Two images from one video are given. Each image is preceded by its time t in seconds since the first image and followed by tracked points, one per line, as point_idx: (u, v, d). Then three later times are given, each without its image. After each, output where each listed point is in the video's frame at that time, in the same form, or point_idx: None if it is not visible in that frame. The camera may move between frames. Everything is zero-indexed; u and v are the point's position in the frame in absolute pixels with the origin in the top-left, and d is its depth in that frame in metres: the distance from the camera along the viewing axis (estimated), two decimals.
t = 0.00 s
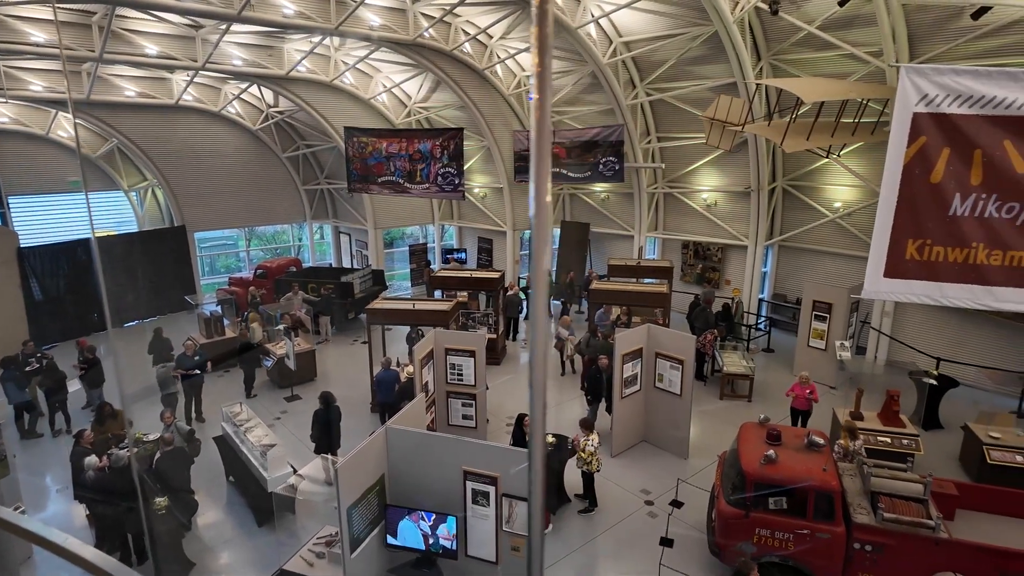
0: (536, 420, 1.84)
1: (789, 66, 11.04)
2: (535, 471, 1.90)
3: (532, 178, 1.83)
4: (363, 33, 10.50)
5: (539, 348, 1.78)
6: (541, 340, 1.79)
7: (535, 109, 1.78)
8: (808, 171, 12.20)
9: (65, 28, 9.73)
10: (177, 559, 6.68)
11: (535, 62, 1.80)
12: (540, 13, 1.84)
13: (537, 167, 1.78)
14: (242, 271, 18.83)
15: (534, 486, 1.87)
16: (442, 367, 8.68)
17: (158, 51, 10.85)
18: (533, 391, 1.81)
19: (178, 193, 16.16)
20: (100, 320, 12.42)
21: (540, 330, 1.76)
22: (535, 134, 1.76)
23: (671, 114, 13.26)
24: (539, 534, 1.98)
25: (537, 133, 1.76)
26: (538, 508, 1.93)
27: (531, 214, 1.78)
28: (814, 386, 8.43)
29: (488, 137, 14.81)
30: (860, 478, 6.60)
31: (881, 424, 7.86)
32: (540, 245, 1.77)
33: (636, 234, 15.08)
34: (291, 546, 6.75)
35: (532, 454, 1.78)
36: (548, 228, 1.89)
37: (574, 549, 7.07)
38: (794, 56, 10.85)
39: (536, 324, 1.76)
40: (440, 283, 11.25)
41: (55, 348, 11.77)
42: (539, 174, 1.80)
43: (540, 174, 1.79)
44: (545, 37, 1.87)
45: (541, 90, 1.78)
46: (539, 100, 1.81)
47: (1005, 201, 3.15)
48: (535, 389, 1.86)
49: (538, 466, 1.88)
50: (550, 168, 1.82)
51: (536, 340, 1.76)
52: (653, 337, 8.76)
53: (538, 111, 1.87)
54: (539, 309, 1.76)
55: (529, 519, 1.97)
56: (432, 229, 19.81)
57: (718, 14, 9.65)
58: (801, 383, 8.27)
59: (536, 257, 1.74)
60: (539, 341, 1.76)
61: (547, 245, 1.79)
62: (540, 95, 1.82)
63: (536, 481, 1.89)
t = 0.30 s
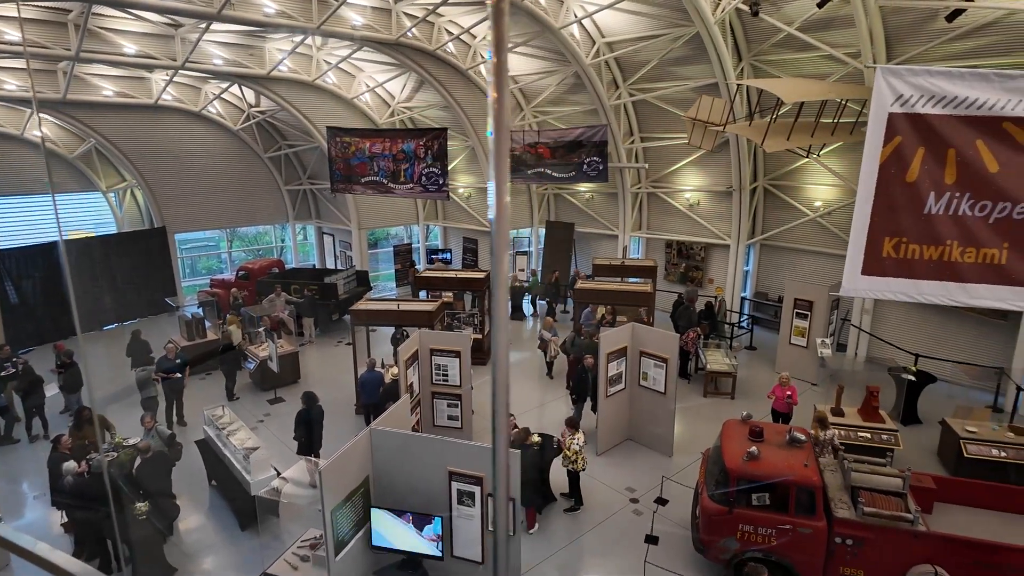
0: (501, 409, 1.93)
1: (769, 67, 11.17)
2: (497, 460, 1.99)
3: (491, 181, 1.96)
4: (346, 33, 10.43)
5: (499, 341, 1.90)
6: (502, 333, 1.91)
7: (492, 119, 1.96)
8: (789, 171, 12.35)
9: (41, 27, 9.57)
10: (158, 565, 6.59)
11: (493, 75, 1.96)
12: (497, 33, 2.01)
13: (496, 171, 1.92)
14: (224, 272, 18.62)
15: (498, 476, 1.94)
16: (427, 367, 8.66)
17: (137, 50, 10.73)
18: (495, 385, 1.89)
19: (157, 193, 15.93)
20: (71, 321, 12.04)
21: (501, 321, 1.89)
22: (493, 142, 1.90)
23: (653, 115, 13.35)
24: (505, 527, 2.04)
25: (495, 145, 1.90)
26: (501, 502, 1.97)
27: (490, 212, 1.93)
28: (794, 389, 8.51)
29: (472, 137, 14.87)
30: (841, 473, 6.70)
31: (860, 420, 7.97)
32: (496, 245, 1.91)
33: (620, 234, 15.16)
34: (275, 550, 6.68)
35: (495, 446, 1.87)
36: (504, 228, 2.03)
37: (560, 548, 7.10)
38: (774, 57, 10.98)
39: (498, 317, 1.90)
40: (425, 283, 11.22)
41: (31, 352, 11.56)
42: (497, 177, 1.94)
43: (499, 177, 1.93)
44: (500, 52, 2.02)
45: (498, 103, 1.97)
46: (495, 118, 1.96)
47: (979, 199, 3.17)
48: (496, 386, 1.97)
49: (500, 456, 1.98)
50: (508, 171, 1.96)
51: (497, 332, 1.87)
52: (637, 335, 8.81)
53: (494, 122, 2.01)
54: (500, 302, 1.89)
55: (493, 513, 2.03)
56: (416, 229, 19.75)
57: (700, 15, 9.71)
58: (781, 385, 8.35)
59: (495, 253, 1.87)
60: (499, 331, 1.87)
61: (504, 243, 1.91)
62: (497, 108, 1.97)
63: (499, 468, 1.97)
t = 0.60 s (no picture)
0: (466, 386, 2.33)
1: (749, 68, 11.30)
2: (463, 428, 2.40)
3: (456, 195, 2.32)
4: (326, 31, 10.34)
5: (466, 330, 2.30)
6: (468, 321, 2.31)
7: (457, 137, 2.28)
8: (769, 171, 12.48)
9: (12, 25, 9.38)
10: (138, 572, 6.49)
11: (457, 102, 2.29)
12: (457, 63, 2.29)
13: (463, 187, 2.28)
14: (204, 274, 18.37)
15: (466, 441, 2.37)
16: (411, 368, 8.62)
17: (112, 48, 10.60)
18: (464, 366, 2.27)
19: (136, 194, 15.66)
20: (46, 325, 11.71)
21: (468, 312, 2.30)
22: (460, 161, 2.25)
23: (636, 116, 13.44)
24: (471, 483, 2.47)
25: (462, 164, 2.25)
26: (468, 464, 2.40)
27: (459, 221, 2.28)
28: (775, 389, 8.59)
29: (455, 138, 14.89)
30: (821, 469, 6.79)
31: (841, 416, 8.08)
32: (464, 250, 2.27)
33: (604, 233, 15.22)
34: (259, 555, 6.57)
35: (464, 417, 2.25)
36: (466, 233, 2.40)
37: (546, 546, 7.13)
38: (754, 58, 11.10)
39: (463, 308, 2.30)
40: (409, 284, 11.18)
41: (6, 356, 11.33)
42: (463, 190, 2.29)
43: (465, 190, 2.30)
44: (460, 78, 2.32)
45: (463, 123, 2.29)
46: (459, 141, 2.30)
47: (952, 198, 3.22)
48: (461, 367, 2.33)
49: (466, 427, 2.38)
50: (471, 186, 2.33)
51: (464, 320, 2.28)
52: (620, 334, 8.85)
53: (457, 141, 2.33)
54: (465, 298, 2.30)
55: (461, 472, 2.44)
56: (400, 230, 19.65)
57: (681, 17, 9.79)
58: (763, 386, 8.42)
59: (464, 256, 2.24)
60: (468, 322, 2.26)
61: (468, 249, 2.28)
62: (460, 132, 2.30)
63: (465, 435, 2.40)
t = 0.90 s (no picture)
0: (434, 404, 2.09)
1: (728, 69, 11.42)
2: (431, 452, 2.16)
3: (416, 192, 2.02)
4: (306, 31, 10.24)
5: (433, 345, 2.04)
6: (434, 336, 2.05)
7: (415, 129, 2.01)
8: (748, 170, 12.63)
9: None
10: None
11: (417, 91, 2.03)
12: (418, 46, 2.04)
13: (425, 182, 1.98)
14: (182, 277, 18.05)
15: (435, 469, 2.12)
16: (394, 369, 8.57)
17: (86, 46, 10.42)
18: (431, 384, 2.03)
19: (111, 195, 15.37)
20: (17, 329, 11.44)
21: (433, 322, 2.03)
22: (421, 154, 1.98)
23: (617, 116, 13.52)
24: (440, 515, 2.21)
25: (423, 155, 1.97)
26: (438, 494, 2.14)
27: (420, 221, 1.97)
28: (757, 391, 8.35)
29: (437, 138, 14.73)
30: (800, 464, 6.89)
31: (819, 412, 8.18)
32: (427, 255, 1.98)
33: (586, 233, 15.29)
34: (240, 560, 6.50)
35: (432, 441, 2.02)
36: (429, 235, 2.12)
37: (529, 546, 7.14)
38: (733, 59, 11.23)
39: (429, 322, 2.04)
40: (391, 284, 11.12)
41: None
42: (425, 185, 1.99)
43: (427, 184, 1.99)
44: (420, 62, 2.05)
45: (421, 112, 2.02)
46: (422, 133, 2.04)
47: (924, 197, 3.28)
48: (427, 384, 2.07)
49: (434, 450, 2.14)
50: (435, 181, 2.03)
51: (429, 333, 2.03)
52: (603, 333, 8.89)
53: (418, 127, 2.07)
54: (430, 305, 2.02)
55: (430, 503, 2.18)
56: (382, 230, 19.55)
57: (661, 18, 9.86)
58: (748, 388, 8.08)
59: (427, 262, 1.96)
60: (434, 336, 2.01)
61: (432, 247, 1.99)
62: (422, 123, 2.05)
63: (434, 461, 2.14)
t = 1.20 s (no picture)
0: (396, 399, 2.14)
1: (705, 69, 11.55)
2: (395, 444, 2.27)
3: (376, 193, 2.13)
4: (283, 29, 10.13)
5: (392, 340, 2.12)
6: (394, 332, 2.13)
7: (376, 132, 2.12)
8: (727, 170, 12.78)
9: None
10: None
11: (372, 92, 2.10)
12: (375, 51, 2.15)
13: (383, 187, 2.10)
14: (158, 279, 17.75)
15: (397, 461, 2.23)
16: (375, 371, 8.49)
17: (56, 44, 10.18)
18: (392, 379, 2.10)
19: (84, 196, 15.05)
20: None
21: (394, 312, 2.14)
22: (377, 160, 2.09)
23: (597, 116, 13.59)
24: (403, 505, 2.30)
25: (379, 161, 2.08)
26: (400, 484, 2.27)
27: (378, 218, 2.09)
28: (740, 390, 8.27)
29: (416, 137, 14.54)
30: (778, 459, 6.99)
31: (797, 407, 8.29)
32: (387, 249, 2.09)
33: (568, 232, 15.34)
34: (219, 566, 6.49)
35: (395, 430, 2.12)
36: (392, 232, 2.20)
37: (512, 545, 7.14)
38: (711, 59, 11.35)
39: (389, 312, 2.15)
40: (372, 285, 11.04)
41: None
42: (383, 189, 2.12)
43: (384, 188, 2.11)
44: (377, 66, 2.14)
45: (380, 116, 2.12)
46: (381, 134, 2.14)
47: (896, 195, 3.29)
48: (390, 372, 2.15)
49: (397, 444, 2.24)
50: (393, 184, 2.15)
51: (389, 324, 2.12)
52: (585, 332, 8.93)
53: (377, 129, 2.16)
54: (391, 297, 2.12)
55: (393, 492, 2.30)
56: (362, 230, 19.42)
57: (639, 19, 9.93)
58: (729, 389, 8.03)
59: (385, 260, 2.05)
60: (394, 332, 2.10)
61: (392, 242, 2.12)
62: (381, 128, 2.15)
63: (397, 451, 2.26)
